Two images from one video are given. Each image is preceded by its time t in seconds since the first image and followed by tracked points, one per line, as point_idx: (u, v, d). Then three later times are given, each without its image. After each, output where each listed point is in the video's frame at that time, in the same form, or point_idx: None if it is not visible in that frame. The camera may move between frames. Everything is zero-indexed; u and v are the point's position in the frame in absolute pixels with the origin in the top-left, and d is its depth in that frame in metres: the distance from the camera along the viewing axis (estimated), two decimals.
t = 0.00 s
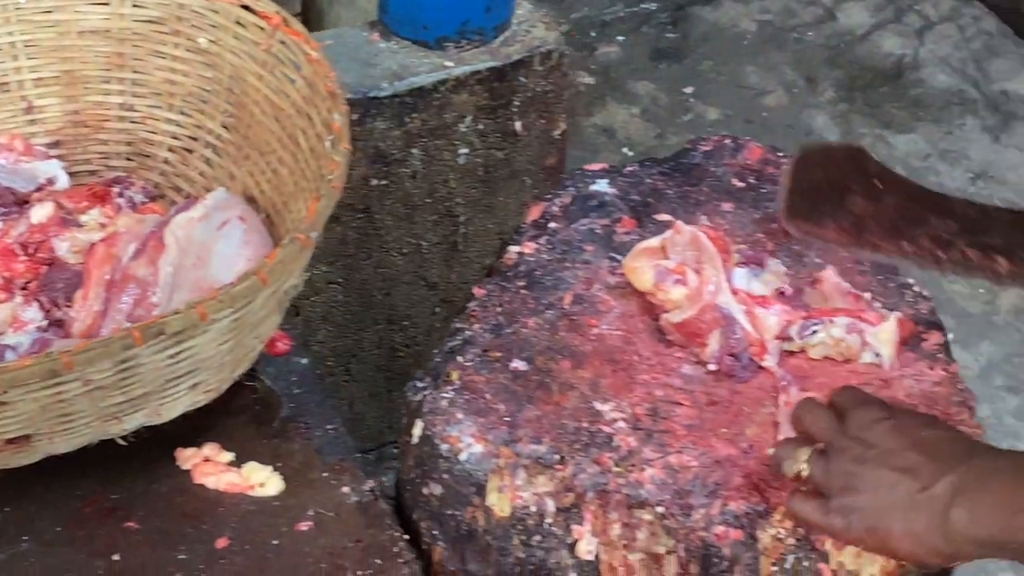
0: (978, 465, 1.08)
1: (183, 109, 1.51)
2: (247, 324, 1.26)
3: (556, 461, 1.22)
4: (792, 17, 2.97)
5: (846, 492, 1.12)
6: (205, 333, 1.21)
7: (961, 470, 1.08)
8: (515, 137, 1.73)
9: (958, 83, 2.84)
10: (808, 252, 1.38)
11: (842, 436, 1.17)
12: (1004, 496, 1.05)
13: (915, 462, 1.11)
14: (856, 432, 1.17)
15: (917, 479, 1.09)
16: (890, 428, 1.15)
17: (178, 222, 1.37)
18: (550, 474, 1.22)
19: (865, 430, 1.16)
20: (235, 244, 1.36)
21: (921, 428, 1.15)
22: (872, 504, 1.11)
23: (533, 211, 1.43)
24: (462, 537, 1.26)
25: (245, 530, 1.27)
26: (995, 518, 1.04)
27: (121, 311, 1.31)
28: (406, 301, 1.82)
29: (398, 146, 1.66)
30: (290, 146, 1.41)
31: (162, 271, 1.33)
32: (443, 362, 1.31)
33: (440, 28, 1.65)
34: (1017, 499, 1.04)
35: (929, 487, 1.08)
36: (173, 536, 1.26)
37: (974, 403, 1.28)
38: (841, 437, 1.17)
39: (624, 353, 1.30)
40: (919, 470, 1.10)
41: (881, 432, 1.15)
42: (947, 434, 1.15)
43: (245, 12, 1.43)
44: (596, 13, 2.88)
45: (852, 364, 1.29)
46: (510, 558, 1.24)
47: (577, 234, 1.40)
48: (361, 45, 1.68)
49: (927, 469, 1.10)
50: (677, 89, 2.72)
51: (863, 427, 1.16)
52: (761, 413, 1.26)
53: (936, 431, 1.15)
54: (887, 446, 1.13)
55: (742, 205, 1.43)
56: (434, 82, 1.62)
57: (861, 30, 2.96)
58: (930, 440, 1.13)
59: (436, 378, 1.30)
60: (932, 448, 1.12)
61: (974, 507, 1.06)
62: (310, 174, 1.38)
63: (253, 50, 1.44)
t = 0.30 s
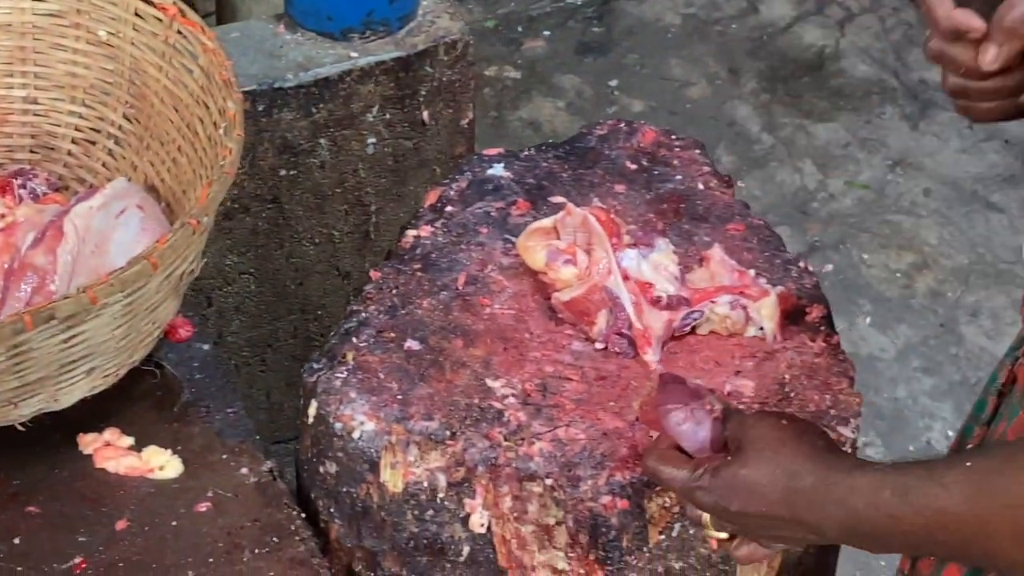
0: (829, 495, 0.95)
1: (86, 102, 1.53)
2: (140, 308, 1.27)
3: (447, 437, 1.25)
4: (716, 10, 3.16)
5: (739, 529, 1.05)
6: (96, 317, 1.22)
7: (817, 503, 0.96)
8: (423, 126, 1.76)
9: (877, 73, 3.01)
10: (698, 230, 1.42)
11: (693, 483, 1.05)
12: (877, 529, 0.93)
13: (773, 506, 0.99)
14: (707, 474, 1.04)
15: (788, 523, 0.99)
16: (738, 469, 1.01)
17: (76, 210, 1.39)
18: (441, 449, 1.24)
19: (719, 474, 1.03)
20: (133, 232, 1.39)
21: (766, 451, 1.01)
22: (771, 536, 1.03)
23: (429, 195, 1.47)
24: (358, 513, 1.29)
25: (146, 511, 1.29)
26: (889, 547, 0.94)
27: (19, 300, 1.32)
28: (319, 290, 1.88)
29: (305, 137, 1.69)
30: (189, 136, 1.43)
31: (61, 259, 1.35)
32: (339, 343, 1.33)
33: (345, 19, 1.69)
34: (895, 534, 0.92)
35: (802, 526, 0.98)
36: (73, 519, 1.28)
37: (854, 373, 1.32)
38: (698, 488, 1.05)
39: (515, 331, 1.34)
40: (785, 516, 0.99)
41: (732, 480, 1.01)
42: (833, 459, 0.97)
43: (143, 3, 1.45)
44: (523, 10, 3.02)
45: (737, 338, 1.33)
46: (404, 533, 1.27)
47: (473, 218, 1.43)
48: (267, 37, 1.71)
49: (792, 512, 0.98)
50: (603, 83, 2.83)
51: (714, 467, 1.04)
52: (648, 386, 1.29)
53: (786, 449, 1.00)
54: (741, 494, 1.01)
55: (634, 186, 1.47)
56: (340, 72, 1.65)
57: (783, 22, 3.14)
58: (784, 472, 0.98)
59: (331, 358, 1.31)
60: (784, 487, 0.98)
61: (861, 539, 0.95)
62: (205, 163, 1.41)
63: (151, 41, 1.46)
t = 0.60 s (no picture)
0: (753, 446, 0.90)
1: (36, 99, 1.54)
2: (86, 299, 1.29)
3: (390, 423, 1.25)
4: (674, 10, 3.31)
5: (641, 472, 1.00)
6: (43, 307, 1.24)
7: (739, 451, 0.91)
8: (374, 123, 1.86)
9: (833, 71, 3.10)
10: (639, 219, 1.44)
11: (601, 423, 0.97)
12: (801, 485, 0.89)
13: (687, 450, 0.93)
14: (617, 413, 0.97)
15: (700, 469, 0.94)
16: (654, 408, 0.94)
17: (26, 205, 1.40)
18: (384, 436, 1.25)
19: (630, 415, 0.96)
20: (82, 225, 1.40)
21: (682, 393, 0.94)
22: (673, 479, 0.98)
23: (376, 187, 1.52)
24: (303, 500, 1.30)
25: (93, 499, 1.31)
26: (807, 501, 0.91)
27: None
28: (274, 285, 1.98)
29: (257, 133, 1.76)
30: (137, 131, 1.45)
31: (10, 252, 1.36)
32: (285, 333, 1.34)
33: (295, 18, 1.77)
34: (817, 490, 0.88)
35: (718, 473, 0.93)
36: (22, 507, 1.29)
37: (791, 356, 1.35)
38: (605, 426, 0.97)
39: (459, 319, 1.36)
40: (701, 459, 0.93)
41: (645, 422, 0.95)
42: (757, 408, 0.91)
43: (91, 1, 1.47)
44: (485, 10, 3.21)
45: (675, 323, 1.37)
46: (349, 518, 1.28)
47: (417, 209, 1.48)
48: (218, 36, 1.79)
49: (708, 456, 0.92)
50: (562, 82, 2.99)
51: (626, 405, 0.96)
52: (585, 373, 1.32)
53: (705, 388, 0.94)
54: (655, 438, 0.94)
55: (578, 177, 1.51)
56: (290, 69, 1.73)
57: (741, 21, 3.27)
58: (702, 412, 0.92)
59: (277, 348, 1.33)
60: (702, 436, 0.92)
61: (776, 490, 0.91)
62: (151, 155, 1.42)
63: (100, 38, 1.48)
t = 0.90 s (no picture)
0: (722, 312, 0.93)
1: (20, 99, 1.56)
2: (69, 295, 1.30)
3: (369, 418, 1.26)
4: (662, 15, 3.33)
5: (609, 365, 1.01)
6: (25, 304, 1.25)
7: (707, 317, 0.94)
8: (359, 124, 1.88)
9: (820, 76, 3.13)
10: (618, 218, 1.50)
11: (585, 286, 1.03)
12: (755, 360, 0.91)
13: (664, 321, 0.96)
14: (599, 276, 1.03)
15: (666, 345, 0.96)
16: (636, 277, 1.00)
17: (10, 203, 1.42)
18: (363, 430, 1.26)
19: (615, 284, 1.01)
20: (64, 223, 1.41)
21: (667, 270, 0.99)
22: (638, 372, 0.99)
23: (357, 186, 1.54)
24: (283, 494, 1.31)
25: (75, 494, 1.32)
26: (759, 382, 0.91)
27: None
28: (259, 286, 2.01)
29: (242, 134, 1.79)
30: (121, 130, 1.47)
31: None
32: (266, 329, 1.36)
33: (280, 19, 1.80)
34: (769, 362, 0.90)
35: (681, 348, 0.95)
36: (5, 503, 1.30)
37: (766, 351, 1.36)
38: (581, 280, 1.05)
39: (439, 316, 1.37)
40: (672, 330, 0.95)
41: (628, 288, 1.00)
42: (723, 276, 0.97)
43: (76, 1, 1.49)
44: (473, 15, 3.25)
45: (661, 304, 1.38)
46: (329, 512, 1.28)
47: (398, 207, 1.50)
48: (202, 37, 1.81)
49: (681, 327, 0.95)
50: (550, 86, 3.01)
51: (603, 272, 1.03)
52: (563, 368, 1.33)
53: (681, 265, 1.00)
54: (636, 304, 0.99)
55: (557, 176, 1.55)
56: (275, 70, 1.75)
57: (728, 26, 3.30)
58: (680, 279, 0.97)
59: (258, 344, 1.34)
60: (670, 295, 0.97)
61: (733, 373, 0.92)
62: (134, 153, 1.44)
63: (84, 38, 1.49)
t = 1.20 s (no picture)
0: (785, 410, 0.99)
1: (34, 103, 1.59)
2: (82, 298, 1.31)
3: (378, 420, 1.27)
4: (670, 24, 3.34)
5: (683, 473, 1.07)
6: (38, 306, 1.26)
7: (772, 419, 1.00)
8: (368, 130, 1.90)
9: (828, 85, 3.14)
10: (625, 223, 1.51)
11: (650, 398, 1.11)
12: (824, 450, 0.95)
13: (728, 426, 1.03)
14: (665, 387, 1.10)
15: (733, 450, 1.02)
16: (703, 389, 1.07)
17: (23, 206, 1.43)
18: (372, 433, 1.27)
19: (679, 394, 1.08)
20: (77, 226, 1.43)
21: (730, 382, 1.07)
22: (714, 480, 1.05)
23: (367, 191, 1.55)
24: (293, 496, 1.32)
25: (86, 495, 1.33)
26: (836, 472, 0.96)
27: None
28: (269, 290, 2.02)
29: (252, 139, 1.81)
30: (133, 134, 1.48)
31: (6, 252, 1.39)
32: (276, 332, 1.37)
33: (290, 25, 1.82)
34: (837, 449, 0.95)
35: (750, 450, 1.01)
36: (16, 503, 1.31)
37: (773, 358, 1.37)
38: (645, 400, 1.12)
39: (447, 319, 1.38)
40: (739, 435, 1.02)
41: (690, 398, 1.07)
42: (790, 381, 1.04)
43: (89, 7, 1.51)
44: (482, 23, 3.28)
45: (669, 312, 1.40)
46: (338, 514, 1.29)
47: (407, 212, 1.51)
48: (214, 43, 1.83)
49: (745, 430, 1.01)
50: (558, 94, 3.03)
51: (671, 384, 1.10)
52: (571, 372, 1.33)
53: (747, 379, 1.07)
54: (700, 412, 1.05)
55: (565, 182, 1.56)
56: (285, 77, 1.78)
57: (736, 35, 3.31)
58: (745, 391, 1.04)
59: (268, 347, 1.35)
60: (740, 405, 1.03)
61: (808, 469, 0.97)
62: (146, 157, 1.45)
63: (96, 43, 1.51)
